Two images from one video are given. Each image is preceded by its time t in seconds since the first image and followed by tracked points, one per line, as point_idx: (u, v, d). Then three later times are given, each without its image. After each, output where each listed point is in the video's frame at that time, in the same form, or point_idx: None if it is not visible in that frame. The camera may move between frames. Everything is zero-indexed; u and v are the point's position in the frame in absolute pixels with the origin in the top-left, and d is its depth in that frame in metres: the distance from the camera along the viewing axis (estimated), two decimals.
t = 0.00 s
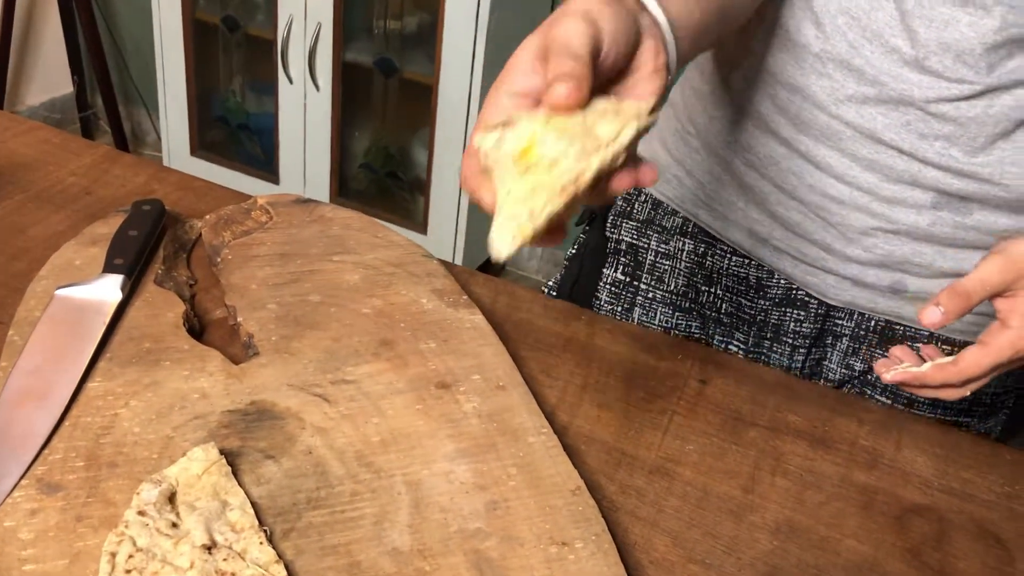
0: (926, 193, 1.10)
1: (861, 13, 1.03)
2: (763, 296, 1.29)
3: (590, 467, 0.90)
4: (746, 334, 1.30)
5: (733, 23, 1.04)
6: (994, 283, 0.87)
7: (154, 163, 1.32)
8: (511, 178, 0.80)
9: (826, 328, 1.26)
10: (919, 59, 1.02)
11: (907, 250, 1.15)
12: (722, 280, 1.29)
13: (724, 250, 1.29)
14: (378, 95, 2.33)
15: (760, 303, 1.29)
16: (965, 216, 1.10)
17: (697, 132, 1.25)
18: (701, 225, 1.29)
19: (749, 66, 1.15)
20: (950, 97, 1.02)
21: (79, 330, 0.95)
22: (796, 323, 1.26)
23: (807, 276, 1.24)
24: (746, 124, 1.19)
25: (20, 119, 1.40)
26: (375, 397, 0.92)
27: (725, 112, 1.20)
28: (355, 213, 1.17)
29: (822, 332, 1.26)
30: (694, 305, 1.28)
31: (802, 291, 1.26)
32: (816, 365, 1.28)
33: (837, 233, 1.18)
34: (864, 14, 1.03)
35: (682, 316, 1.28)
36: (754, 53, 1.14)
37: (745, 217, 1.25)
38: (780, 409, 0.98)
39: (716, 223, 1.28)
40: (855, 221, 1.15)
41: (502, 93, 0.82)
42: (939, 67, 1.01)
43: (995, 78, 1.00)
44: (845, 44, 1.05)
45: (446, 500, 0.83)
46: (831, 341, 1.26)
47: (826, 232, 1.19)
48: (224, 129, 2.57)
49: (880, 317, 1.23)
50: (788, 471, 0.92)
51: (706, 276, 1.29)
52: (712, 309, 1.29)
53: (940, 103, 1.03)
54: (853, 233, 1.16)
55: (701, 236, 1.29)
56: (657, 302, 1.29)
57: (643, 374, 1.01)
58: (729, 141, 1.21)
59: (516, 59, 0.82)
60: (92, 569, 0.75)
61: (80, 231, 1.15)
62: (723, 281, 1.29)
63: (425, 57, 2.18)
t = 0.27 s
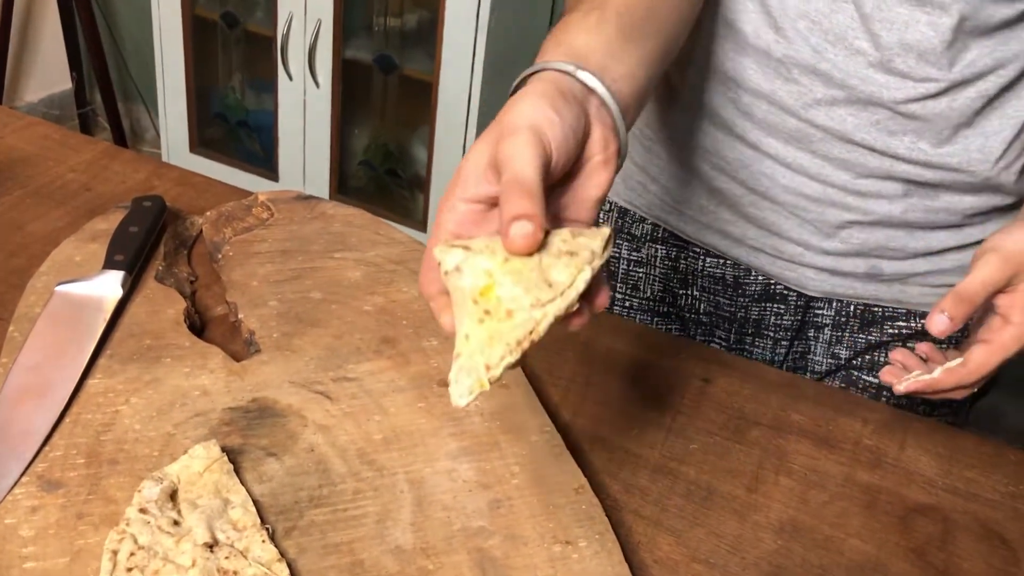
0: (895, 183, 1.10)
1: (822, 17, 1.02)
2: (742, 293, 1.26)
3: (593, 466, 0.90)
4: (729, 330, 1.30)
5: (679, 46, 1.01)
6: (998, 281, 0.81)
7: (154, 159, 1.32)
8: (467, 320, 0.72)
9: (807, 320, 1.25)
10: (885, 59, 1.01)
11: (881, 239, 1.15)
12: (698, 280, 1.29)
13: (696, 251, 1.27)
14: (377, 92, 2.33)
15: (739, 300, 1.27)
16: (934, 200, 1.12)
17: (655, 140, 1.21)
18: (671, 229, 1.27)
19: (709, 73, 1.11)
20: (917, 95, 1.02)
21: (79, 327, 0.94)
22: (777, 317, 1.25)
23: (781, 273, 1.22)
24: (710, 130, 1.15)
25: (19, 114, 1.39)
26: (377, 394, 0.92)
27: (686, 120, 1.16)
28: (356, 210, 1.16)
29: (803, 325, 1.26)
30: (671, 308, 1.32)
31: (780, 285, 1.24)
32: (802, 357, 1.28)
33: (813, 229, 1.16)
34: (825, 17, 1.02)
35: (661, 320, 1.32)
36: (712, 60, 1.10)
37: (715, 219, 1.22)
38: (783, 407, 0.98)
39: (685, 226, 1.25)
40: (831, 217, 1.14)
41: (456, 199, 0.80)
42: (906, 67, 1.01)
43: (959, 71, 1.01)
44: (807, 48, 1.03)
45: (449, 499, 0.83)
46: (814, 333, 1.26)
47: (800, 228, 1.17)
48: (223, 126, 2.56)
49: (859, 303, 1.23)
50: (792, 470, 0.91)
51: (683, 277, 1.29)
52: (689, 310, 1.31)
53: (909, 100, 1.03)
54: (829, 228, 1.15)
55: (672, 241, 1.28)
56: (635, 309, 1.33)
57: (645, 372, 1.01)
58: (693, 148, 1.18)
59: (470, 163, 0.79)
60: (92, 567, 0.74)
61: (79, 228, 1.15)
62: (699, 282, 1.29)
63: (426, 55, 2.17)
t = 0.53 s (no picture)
0: (848, 168, 1.12)
1: (765, 18, 1.04)
2: (704, 287, 1.24)
3: (594, 463, 0.90)
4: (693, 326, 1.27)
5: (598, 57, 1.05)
6: (919, 244, 0.87)
7: (155, 154, 1.31)
8: (418, 383, 0.72)
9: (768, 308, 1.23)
10: (826, 54, 1.04)
11: (838, 223, 1.16)
12: (659, 280, 1.26)
13: (656, 250, 1.26)
14: (378, 88, 2.32)
15: (702, 293, 1.25)
16: (885, 177, 1.14)
17: (604, 146, 1.20)
18: (628, 231, 1.26)
19: (656, 75, 1.11)
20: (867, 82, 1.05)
21: (80, 321, 0.94)
22: (741, 306, 1.23)
23: (743, 264, 1.21)
24: (665, 129, 1.15)
25: (20, 109, 1.39)
26: (379, 390, 0.92)
27: (640, 121, 1.16)
28: (358, 205, 1.16)
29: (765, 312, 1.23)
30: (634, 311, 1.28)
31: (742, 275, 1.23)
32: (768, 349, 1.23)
33: (775, 219, 1.17)
34: (768, 19, 1.04)
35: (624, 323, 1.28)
36: (658, 64, 1.10)
37: (674, 216, 1.21)
38: (785, 404, 0.98)
39: (644, 226, 1.24)
40: (792, 206, 1.15)
41: (390, 258, 0.82)
42: (847, 63, 1.04)
43: (896, 57, 1.04)
44: (756, 46, 1.05)
45: (452, 494, 0.83)
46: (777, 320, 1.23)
47: (762, 220, 1.17)
48: (224, 121, 2.55)
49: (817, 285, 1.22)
50: (794, 467, 0.91)
51: (644, 276, 1.26)
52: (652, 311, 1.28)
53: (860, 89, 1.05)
54: (790, 217, 1.16)
55: (630, 242, 1.26)
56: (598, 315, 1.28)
57: (648, 368, 1.00)
58: (646, 149, 1.17)
59: (402, 222, 0.81)
60: (94, 561, 0.74)
61: (81, 222, 1.15)
62: (660, 280, 1.26)
63: (426, 50, 2.17)
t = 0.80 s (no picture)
0: (826, 155, 1.11)
1: (733, 15, 1.02)
2: (689, 286, 1.21)
3: (599, 455, 0.90)
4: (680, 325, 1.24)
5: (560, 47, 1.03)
6: (878, 197, 0.83)
7: (158, 146, 1.31)
8: (412, 357, 0.70)
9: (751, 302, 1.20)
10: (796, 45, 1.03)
11: (819, 210, 1.14)
12: (644, 281, 1.24)
13: (639, 252, 1.23)
14: (381, 81, 2.31)
15: (687, 292, 1.22)
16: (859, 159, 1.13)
17: (577, 150, 1.17)
18: (610, 233, 1.23)
19: (628, 77, 1.08)
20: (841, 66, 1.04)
21: (83, 313, 0.94)
22: (725, 303, 1.20)
23: (730, 261, 1.18)
24: (642, 129, 1.11)
25: (23, 101, 1.39)
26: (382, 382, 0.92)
27: (615, 122, 1.12)
28: (361, 198, 1.16)
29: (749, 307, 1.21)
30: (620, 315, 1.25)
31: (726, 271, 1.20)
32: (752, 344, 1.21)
33: (757, 211, 1.13)
34: (735, 14, 1.02)
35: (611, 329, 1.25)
36: (629, 66, 1.07)
37: (656, 216, 1.18)
38: (789, 397, 0.97)
39: (625, 226, 1.21)
40: (774, 196, 1.12)
41: (364, 249, 0.80)
42: (819, 53, 1.03)
43: (866, 40, 1.04)
44: (729, 40, 1.03)
45: (456, 486, 0.82)
46: (759, 313, 1.21)
47: (745, 213, 1.14)
48: (225, 115, 2.54)
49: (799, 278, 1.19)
50: (799, 460, 0.91)
51: (630, 278, 1.24)
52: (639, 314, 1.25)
53: (834, 73, 1.04)
54: (773, 208, 1.13)
55: (614, 244, 1.23)
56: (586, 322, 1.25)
57: (651, 361, 1.00)
58: (624, 149, 1.13)
59: (377, 206, 0.79)
60: (98, 553, 0.74)
61: (84, 214, 1.14)
62: (646, 282, 1.24)
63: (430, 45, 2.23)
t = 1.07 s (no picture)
0: (814, 142, 1.11)
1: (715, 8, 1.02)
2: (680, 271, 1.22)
3: (600, 447, 0.90)
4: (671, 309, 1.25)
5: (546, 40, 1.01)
6: (862, 191, 0.83)
7: (157, 137, 1.31)
8: (402, 358, 0.67)
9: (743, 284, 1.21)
10: (776, 41, 1.02)
11: (808, 195, 1.14)
12: (635, 267, 1.23)
13: (630, 237, 1.22)
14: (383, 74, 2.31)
15: (678, 277, 1.22)
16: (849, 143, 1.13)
17: (564, 141, 1.16)
18: (600, 220, 1.22)
19: (614, 68, 1.08)
20: (826, 57, 1.04)
21: (83, 304, 0.93)
22: (716, 286, 1.21)
23: (720, 245, 1.19)
24: (629, 119, 1.11)
25: (22, 92, 1.38)
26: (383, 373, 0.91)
27: (603, 113, 1.12)
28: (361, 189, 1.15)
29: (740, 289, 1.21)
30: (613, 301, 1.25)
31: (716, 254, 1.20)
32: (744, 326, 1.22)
33: (747, 197, 1.14)
34: (718, 8, 1.01)
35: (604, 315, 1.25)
36: (615, 58, 1.07)
37: (647, 203, 1.18)
38: (791, 389, 0.97)
39: (616, 213, 1.21)
40: (763, 183, 1.12)
41: (348, 259, 0.79)
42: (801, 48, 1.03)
43: (847, 33, 1.03)
44: (714, 32, 1.03)
45: (456, 477, 0.82)
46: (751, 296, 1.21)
47: (734, 199, 1.14)
48: (225, 107, 2.53)
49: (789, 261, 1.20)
50: (801, 451, 0.91)
51: (621, 264, 1.23)
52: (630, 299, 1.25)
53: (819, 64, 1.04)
54: (762, 194, 1.13)
55: (605, 230, 1.22)
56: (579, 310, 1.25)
57: (653, 353, 1.00)
58: (613, 139, 1.13)
59: (363, 211, 0.77)
60: (98, 543, 0.74)
61: (83, 205, 1.14)
62: (637, 268, 1.23)
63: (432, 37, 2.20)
